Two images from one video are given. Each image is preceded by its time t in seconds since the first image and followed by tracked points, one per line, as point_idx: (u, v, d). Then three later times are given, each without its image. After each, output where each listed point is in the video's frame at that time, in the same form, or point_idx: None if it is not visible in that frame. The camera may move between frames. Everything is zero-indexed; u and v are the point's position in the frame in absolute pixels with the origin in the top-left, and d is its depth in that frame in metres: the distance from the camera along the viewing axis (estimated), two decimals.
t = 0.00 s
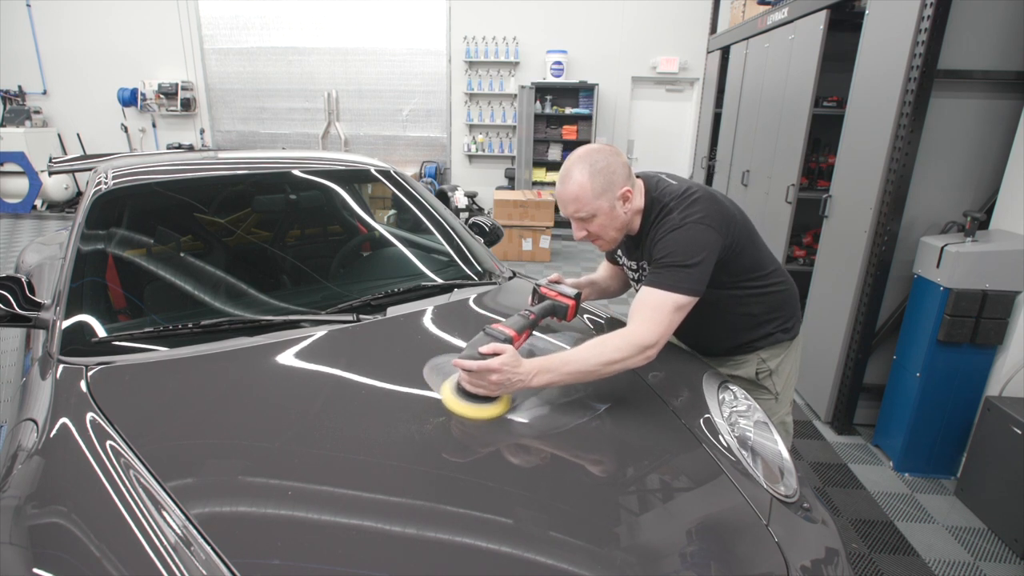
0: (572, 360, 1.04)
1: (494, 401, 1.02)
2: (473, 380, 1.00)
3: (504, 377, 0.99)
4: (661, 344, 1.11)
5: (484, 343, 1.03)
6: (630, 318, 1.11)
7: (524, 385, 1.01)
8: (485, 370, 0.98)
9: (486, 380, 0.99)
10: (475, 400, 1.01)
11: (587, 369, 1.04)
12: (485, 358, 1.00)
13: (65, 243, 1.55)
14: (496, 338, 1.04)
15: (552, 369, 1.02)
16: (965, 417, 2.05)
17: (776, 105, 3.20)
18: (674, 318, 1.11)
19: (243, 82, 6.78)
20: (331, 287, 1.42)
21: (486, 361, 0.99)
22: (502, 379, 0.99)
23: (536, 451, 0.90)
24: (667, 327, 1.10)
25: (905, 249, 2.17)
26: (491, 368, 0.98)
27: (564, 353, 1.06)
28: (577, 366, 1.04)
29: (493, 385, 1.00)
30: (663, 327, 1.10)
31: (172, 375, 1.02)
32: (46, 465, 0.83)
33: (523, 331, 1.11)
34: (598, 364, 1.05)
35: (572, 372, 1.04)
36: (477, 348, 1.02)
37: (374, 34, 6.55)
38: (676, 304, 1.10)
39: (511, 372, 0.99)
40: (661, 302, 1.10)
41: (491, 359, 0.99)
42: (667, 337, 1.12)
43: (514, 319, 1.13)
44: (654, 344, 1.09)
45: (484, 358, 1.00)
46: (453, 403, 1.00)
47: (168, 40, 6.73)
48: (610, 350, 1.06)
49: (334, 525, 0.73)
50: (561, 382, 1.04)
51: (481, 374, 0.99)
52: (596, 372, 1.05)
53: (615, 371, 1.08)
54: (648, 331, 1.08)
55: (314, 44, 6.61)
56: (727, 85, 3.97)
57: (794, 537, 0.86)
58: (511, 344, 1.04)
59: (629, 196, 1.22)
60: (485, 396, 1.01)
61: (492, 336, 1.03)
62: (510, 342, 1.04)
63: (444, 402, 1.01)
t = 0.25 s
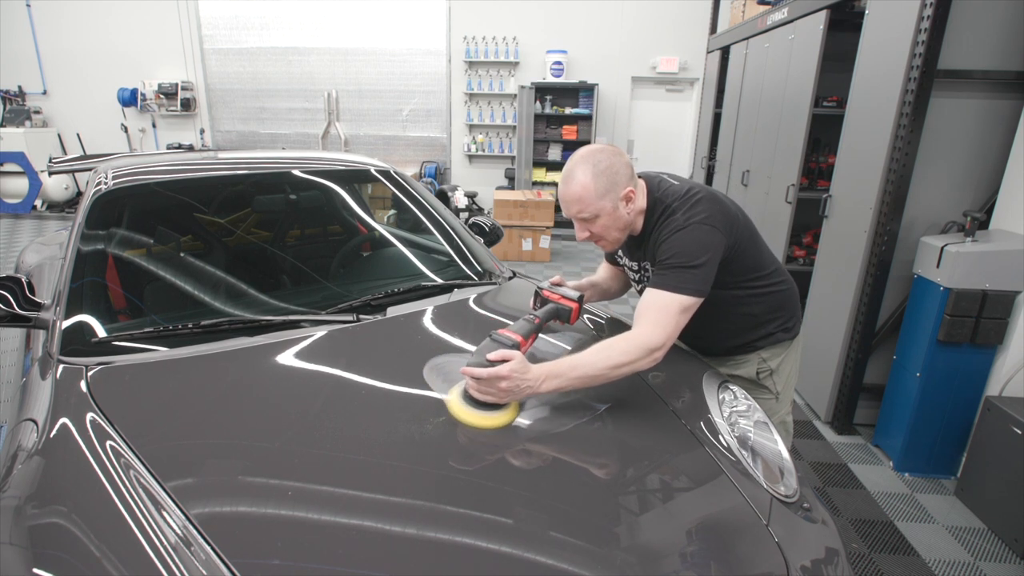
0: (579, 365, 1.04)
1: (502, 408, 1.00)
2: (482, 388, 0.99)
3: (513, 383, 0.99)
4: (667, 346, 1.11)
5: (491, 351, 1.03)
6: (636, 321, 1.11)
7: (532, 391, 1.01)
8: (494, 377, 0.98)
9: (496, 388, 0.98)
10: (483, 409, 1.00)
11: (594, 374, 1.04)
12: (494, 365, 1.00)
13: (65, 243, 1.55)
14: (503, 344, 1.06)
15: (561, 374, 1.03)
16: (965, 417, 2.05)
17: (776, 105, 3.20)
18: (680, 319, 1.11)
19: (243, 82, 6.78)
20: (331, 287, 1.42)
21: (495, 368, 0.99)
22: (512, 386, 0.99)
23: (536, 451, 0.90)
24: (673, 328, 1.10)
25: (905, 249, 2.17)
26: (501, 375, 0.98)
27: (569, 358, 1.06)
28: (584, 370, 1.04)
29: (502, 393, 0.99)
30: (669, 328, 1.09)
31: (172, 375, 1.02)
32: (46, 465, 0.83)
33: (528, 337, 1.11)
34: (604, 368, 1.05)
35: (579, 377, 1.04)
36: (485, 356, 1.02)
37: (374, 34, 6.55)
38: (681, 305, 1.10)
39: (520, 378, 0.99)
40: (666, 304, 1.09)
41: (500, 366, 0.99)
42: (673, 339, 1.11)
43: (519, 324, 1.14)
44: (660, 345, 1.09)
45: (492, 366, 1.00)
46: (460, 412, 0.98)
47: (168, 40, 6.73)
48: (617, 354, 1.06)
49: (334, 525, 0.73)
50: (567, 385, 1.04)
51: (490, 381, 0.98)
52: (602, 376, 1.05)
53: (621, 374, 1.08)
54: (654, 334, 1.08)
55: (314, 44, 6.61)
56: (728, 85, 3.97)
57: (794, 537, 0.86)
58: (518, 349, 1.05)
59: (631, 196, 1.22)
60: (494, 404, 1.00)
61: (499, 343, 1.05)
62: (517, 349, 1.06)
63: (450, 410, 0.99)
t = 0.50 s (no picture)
0: (589, 368, 1.03)
1: (513, 411, 1.00)
2: (492, 394, 0.97)
3: (524, 390, 0.97)
4: (675, 347, 1.11)
5: (501, 356, 1.01)
6: (643, 324, 1.10)
7: (544, 396, 1.00)
8: (505, 384, 0.96)
9: (507, 394, 0.97)
10: (494, 414, 0.99)
11: (603, 377, 1.04)
12: (504, 371, 0.98)
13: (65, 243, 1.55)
14: (512, 348, 1.02)
15: (571, 379, 1.02)
16: (965, 417, 2.05)
17: (776, 105, 3.20)
18: (687, 320, 1.11)
19: (242, 82, 6.78)
20: (332, 287, 1.42)
21: (506, 374, 0.97)
22: (523, 392, 0.98)
23: (536, 451, 0.90)
24: (680, 330, 1.10)
25: (905, 249, 2.17)
26: (512, 381, 0.96)
27: (579, 361, 1.05)
28: (594, 374, 1.03)
29: (513, 398, 0.98)
30: (676, 331, 1.10)
31: (172, 376, 1.02)
32: (46, 465, 0.83)
33: (536, 340, 1.09)
34: (613, 371, 1.04)
35: (590, 381, 1.03)
36: (495, 361, 1.00)
37: (374, 34, 6.55)
38: (688, 307, 1.10)
39: (531, 384, 0.98)
40: (672, 306, 1.09)
41: (511, 372, 0.97)
42: (680, 340, 1.11)
43: (527, 327, 1.12)
44: (668, 347, 1.09)
45: (502, 372, 0.98)
46: (470, 418, 0.97)
47: (168, 40, 6.73)
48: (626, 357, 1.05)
49: (334, 525, 0.73)
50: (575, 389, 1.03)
51: (501, 388, 0.97)
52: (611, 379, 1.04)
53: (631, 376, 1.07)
54: (661, 336, 1.08)
55: (314, 44, 6.62)
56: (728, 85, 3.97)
57: (794, 537, 0.86)
58: (528, 354, 1.03)
59: (634, 197, 1.22)
60: (504, 410, 0.99)
61: (507, 348, 1.02)
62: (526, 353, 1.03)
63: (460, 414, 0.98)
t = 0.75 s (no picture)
0: (600, 372, 1.03)
1: (523, 417, 0.99)
2: (505, 401, 0.96)
3: (537, 395, 0.96)
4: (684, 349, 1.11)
5: (512, 361, 1.00)
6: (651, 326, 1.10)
7: (556, 400, 0.99)
8: (519, 390, 0.95)
9: (520, 400, 0.96)
10: (506, 420, 0.97)
11: (614, 380, 1.03)
12: (518, 377, 0.96)
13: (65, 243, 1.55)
14: (523, 354, 1.01)
15: (582, 382, 1.01)
16: (965, 417, 2.05)
17: (776, 105, 3.20)
18: (694, 321, 1.11)
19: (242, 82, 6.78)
20: (332, 287, 1.42)
21: (519, 380, 0.96)
22: (536, 398, 0.97)
23: (537, 451, 0.90)
24: (688, 331, 1.10)
25: (904, 249, 2.17)
26: (525, 387, 0.95)
27: (589, 365, 1.05)
28: (605, 377, 1.02)
29: (527, 404, 0.96)
30: (685, 332, 1.09)
31: (172, 376, 1.02)
32: (46, 465, 0.83)
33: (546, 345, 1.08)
34: (624, 374, 1.03)
35: (600, 384, 1.02)
36: (507, 366, 0.98)
37: (374, 34, 6.55)
38: (694, 308, 1.10)
39: (544, 390, 0.97)
40: (680, 308, 1.10)
41: (525, 378, 0.96)
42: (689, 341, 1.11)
43: (535, 332, 1.09)
44: (678, 348, 1.09)
45: (515, 377, 0.97)
46: (482, 425, 0.95)
47: (168, 40, 6.73)
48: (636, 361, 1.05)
49: (334, 525, 0.73)
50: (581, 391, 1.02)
51: (515, 394, 0.95)
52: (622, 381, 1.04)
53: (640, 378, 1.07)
54: (670, 338, 1.08)
55: (314, 44, 6.62)
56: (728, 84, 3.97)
57: (794, 538, 0.86)
58: (538, 358, 1.02)
59: (637, 196, 1.21)
60: (517, 416, 0.97)
61: (519, 353, 1.01)
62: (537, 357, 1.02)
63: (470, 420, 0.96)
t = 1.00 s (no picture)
0: (618, 375, 1.02)
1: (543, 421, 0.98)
2: (527, 407, 0.95)
3: (560, 400, 0.95)
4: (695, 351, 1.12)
5: (532, 366, 0.98)
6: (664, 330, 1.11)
7: (577, 403, 0.98)
8: (542, 396, 0.94)
9: (542, 405, 0.95)
10: (525, 425, 0.96)
11: (631, 383, 1.03)
12: (539, 382, 0.95)
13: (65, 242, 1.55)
14: (542, 358, 1.00)
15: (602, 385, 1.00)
16: (965, 416, 2.05)
17: (776, 105, 3.20)
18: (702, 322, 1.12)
19: (242, 82, 6.78)
20: (332, 287, 1.42)
21: (541, 386, 0.95)
22: (559, 403, 0.95)
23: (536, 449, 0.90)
24: (697, 333, 1.11)
25: (904, 249, 2.18)
26: (549, 393, 0.94)
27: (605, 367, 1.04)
28: (623, 380, 1.02)
29: (549, 408, 0.95)
30: (695, 334, 1.11)
31: (173, 375, 1.02)
32: (46, 465, 0.83)
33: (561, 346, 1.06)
34: (640, 377, 1.03)
35: (618, 387, 1.02)
36: (528, 372, 0.97)
37: (374, 34, 6.55)
38: (704, 309, 1.11)
39: (566, 395, 0.96)
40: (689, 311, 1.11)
41: (548, 383, 0.95)
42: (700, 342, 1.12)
43: (547, 333, 1.08)
44: (691, 349, 1.10)
45: (537, 383, 0.95)
46: (502, 430, 0.94)
47: (168, 40, 6.73)
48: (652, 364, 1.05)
49: (334, 525, 0.73)
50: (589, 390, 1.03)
51: (538, 399, 0.94)
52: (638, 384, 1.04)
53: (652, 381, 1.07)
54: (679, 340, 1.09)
55: (314, 45, 6.62)
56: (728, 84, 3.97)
57: (794, 537, 0.86)
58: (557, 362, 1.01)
59: (637, 194, 1.21)
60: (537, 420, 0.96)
61: (538, 357, 0.99)
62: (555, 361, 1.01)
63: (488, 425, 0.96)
